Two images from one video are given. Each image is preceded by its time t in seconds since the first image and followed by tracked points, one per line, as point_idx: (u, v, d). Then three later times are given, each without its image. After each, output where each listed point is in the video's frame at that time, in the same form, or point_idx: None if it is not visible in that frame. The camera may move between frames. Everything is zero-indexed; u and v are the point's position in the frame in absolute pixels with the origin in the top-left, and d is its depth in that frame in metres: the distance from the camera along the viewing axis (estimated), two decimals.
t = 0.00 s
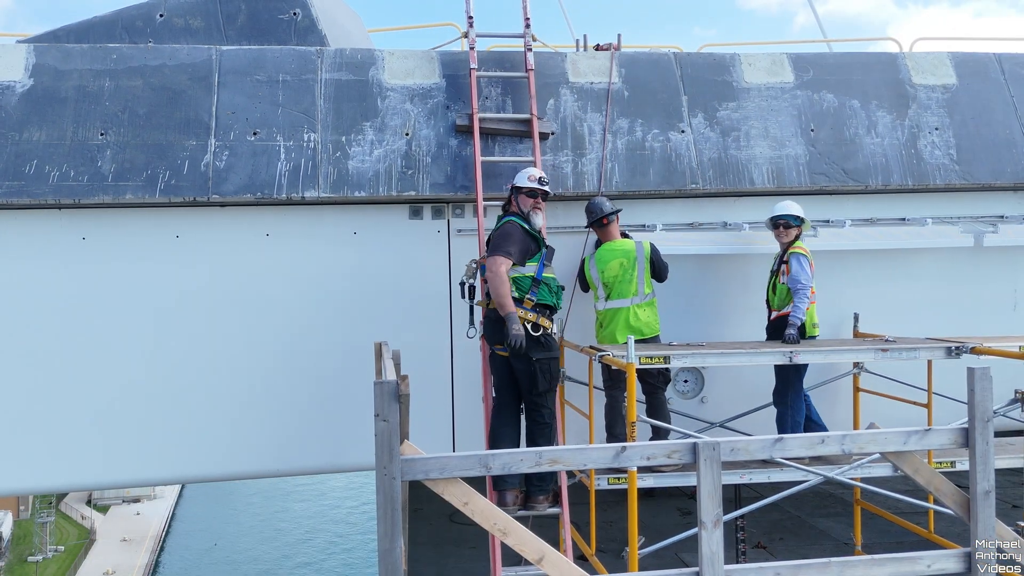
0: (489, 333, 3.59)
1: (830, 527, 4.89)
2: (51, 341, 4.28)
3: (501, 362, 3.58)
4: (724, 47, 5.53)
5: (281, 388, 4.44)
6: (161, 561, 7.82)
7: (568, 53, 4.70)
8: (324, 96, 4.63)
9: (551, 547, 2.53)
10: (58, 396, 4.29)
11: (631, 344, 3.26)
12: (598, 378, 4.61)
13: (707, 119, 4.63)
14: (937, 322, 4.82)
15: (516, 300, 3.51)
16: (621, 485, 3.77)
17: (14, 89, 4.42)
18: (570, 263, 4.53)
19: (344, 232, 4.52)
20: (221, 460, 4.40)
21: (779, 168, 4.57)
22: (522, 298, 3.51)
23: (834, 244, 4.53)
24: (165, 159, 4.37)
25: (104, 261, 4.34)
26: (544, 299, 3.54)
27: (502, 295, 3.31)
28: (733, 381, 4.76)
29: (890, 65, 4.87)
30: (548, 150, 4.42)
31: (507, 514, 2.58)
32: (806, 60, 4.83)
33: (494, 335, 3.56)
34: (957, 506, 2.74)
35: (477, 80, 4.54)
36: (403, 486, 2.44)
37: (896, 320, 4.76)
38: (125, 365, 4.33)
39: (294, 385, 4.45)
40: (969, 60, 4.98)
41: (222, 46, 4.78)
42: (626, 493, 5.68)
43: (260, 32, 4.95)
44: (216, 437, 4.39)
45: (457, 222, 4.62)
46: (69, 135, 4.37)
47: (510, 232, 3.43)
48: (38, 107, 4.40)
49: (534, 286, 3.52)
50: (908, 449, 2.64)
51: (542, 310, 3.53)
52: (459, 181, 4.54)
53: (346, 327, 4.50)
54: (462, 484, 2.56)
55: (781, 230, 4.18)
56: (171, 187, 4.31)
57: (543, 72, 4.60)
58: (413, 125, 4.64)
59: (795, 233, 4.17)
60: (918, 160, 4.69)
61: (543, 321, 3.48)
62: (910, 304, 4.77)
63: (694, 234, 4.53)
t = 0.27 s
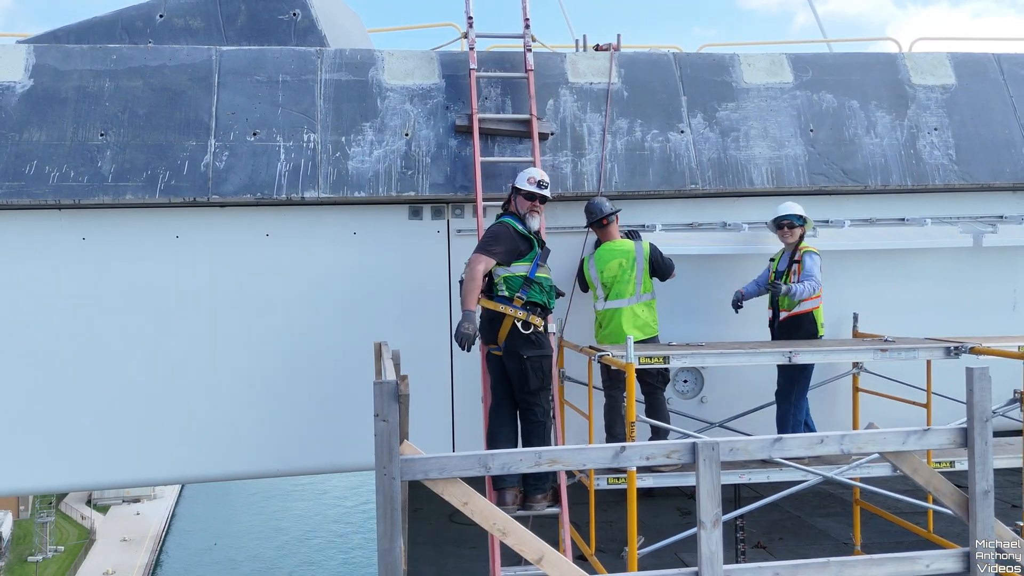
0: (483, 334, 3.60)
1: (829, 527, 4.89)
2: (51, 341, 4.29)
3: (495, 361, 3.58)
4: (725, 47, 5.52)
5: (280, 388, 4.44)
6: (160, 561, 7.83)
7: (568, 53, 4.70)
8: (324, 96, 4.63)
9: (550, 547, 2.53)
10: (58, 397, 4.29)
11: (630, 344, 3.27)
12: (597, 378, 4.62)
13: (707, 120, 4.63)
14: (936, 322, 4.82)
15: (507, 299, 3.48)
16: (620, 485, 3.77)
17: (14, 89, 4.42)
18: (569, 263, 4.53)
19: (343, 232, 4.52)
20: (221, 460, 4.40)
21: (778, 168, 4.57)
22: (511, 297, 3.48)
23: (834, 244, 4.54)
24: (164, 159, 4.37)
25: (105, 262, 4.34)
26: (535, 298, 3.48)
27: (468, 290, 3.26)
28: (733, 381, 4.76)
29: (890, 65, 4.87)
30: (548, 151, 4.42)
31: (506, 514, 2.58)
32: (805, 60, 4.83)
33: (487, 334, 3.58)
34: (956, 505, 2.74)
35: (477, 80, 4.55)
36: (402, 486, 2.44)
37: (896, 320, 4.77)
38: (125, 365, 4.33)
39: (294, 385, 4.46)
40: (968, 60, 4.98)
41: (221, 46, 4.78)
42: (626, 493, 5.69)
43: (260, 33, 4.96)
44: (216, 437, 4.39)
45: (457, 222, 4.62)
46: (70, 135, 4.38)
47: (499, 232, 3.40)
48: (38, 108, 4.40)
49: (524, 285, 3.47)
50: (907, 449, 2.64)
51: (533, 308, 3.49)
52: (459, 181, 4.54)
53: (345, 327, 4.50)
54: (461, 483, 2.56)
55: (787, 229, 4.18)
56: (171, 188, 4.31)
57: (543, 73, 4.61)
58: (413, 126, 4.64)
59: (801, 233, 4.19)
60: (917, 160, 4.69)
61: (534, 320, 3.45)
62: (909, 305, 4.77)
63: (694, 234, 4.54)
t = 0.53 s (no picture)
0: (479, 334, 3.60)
1: (829, 527, 4.89)
2: (51, 342, 4.29)
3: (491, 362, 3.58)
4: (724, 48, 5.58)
5: (280, 388, 4.44)
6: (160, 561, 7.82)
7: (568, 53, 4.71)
8: (323, 97, 4.63)
9: (549, 547, 2.53)
10: (57, 397, 4.29)
11: (630, 345, 3.27)
12: (597, 378, 4.62)
13: (706, 120, 4.63)
14: (936, 322, 4.82)
15: (501, 299, 3.49)
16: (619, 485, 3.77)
17: (13, 90, 4.42)
18: (569, 264, 4.54)
19: (343, 233, 4.52)
20: (220, 460, 4.40)
21: (778, 169, 4.57)
22: (505, 297, 3.48)
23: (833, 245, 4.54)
24: (164, 160, 4.37)
25: (104, 262, 4.35)
26: (529, 298, 3.48)
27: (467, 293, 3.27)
28: (732, 381, 4.76)
29: (889, 66, 4.87)
30: (547, 151, 4.42)
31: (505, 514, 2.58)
32: (804, 60, 4.83)
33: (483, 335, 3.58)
34: (954, 506, 2.74)
35: (477, 81, 4.55)
36: (401, 486, 2.44)
37: (895, 321, 4.77)
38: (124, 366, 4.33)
39: (294, 385, 4.46)
40: (967, 60, 4.99)
41: (221, 46, 4.78)
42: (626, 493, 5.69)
43: (259, 33, 4.96)
44: (215, 437, 4.39)
45: (456, 223, 4.62)
46: (69, 135, 4.38)
47: (494, 232, 3.40)
48: (38, 108, 4.40)
49: (518, 286, 3.47)
50: (906, 449, 2.64)
51: (527, 308, 3.49)
52: (458, 182, 4.54)
53: (345, 327, 4.50)
54: (460, 484, 2.56)
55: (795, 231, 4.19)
56: (171, 188, 4.31)
57: (542, 73, 4.61)
58: (412, 126, 4.64)
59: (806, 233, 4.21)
60: (916, 160, 4.69)
61: (527, 320, 3.46)
62: (909, 305, 4.78)
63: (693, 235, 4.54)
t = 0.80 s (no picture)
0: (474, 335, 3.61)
1: (825, 527, 4.90)
2: (48, 342, 4.28)
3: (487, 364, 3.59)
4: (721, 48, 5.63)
5: (276, 387, 4.44)
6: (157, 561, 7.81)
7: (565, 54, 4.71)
8: (321, 97, 4.63)
9: (547, 547, 2.53)
10: (54, 397, 4.28)
11: (627, 345, 3.27)
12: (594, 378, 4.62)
13: (703, 121, 4.64)
14: (932, 322, 4.84)
15: (495, 299, 3.49)
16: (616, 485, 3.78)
17: (10, 89, 4.41)
18: (566, 264, 4.54)
19: (341, 233, 4.52)
20: (217, 460, 4.40)
21: (775, 169, 4.58)
22: (500, 297, 3.49)
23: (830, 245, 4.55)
24: (161, 159, 4.37)
25: (101, 262, 4.34)
26: (523, 298, 3.49)
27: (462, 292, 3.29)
28: (729, 381, 4.77)
29: (886, 66, 4.88)
30: (545, 151, 4.43)
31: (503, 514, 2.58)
32: (801, 61, 4.84)
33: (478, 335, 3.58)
34: (950, 505, 2.75)
35: (474, 81, 4.55)
36: (399, 486, 2.44)
37: (891, 320, 4.78)
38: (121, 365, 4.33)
39: (291, 385, 4.45)
40: (963, 61, 5.00)
41: (218, 46, 4.78)
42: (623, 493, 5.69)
43: (257, 33, 4.95)
44: (212, 437, 4.39)
45: (454, 223, 4.63)
46: (66, 135, 4.37)
47: (487, 231, 3.41)
48: (34, 107, 4.40)
49: (513, 286, 3.48)
50: (902, 449, 2.65)
51: (522, 309, 3.49)
52: (456, 182, 4.54)
53: (342, 327, 4.50)
54: (458, 484, 2.55)
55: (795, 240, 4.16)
56: (168, 188, 4.31)
57: (540, 73, 4.61)
58: (410, 126, 4.64)
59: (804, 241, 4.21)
60: (913, 161, 4.71)
61: (521, 321, 3.45)
62: (905, 305, 4.79)
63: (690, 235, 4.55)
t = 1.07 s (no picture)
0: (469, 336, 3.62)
1: (819, 526, 4.92)
2: (41, 342, 4.27)
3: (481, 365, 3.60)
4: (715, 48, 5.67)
5: (271, 388, 4.43)
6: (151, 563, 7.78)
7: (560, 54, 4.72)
8: (316, 97, 4.63)
9: (541, 547, 2.54)
10: (47, 397, 4.27)
11: (621, 345, 3.28)
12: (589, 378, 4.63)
13: (698, 121, 4.65)
14: (925, 323, 4.86)
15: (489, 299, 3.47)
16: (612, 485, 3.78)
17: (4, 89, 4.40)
18: (561, 264, 4.55)
19: (336, 233, 4.52)
20: (212, 461, 4.39)
21: (769, 169, 4.60)
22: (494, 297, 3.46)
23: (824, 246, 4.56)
24: (156, 160, 4.36)
25: (95, 262, 4.32)
26: (518, 298, 3.47)
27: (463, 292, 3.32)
28: (723, 381, 4.79)
29: (880, 67, 4.91)
30: (540, 152, 4.44)
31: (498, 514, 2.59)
32: (796, 62, 4.86)
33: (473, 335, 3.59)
34: (943, 505, 2.76)
35: (470, 81, 4.55)
36: (394, 486, 2.44)
37: (885, 321, 4.80)
38: (115, 366, 4.31)
39: (286, 385, 4.45)
40: (957, 63, 5.02)
41: (213, 46, 4.77)
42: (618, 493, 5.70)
43: (252, 33, 4.94)
44: (207, 438, 4.38)
45: (449, 223, 4.63)
46: (60, 135, 4.36)
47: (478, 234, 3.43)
48: (28, 107, 4.38)
49: (507, 286, 3.46)
50: (896, 449, 2.67)
51: (516, 309, 3.47)
52: (451, 182, 4.54)
53: (337, 327, 4.49)
54: (453, 484, 2.56)
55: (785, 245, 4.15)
56: (163, 188, 4.30)
57: (535, 74, 4.62)
58: (405, 126, 4.64)
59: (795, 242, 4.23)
60: (906, 162, 4.73)
61: (517, 322, 3.44)
62: (898, 305, 4.81)
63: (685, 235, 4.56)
